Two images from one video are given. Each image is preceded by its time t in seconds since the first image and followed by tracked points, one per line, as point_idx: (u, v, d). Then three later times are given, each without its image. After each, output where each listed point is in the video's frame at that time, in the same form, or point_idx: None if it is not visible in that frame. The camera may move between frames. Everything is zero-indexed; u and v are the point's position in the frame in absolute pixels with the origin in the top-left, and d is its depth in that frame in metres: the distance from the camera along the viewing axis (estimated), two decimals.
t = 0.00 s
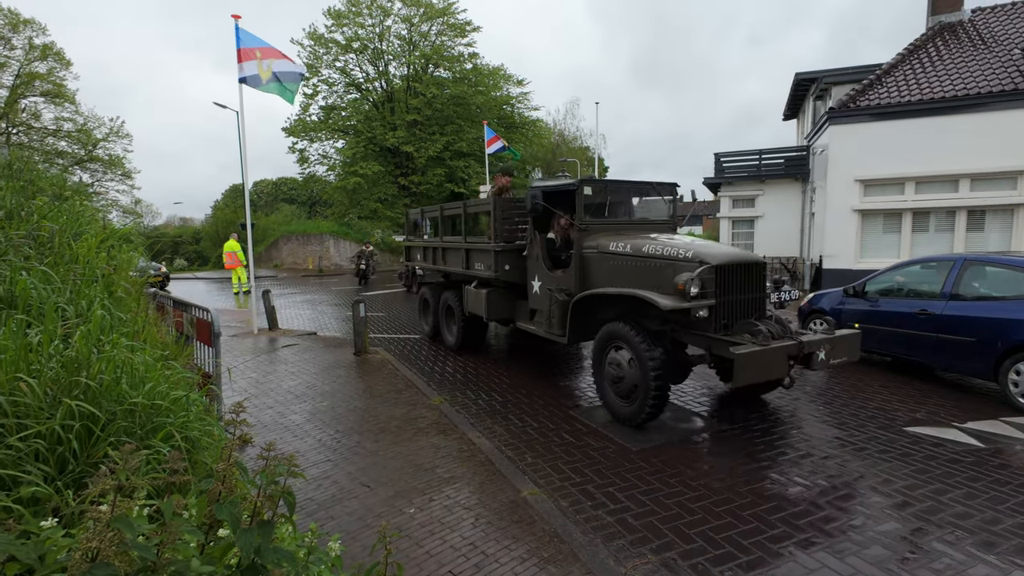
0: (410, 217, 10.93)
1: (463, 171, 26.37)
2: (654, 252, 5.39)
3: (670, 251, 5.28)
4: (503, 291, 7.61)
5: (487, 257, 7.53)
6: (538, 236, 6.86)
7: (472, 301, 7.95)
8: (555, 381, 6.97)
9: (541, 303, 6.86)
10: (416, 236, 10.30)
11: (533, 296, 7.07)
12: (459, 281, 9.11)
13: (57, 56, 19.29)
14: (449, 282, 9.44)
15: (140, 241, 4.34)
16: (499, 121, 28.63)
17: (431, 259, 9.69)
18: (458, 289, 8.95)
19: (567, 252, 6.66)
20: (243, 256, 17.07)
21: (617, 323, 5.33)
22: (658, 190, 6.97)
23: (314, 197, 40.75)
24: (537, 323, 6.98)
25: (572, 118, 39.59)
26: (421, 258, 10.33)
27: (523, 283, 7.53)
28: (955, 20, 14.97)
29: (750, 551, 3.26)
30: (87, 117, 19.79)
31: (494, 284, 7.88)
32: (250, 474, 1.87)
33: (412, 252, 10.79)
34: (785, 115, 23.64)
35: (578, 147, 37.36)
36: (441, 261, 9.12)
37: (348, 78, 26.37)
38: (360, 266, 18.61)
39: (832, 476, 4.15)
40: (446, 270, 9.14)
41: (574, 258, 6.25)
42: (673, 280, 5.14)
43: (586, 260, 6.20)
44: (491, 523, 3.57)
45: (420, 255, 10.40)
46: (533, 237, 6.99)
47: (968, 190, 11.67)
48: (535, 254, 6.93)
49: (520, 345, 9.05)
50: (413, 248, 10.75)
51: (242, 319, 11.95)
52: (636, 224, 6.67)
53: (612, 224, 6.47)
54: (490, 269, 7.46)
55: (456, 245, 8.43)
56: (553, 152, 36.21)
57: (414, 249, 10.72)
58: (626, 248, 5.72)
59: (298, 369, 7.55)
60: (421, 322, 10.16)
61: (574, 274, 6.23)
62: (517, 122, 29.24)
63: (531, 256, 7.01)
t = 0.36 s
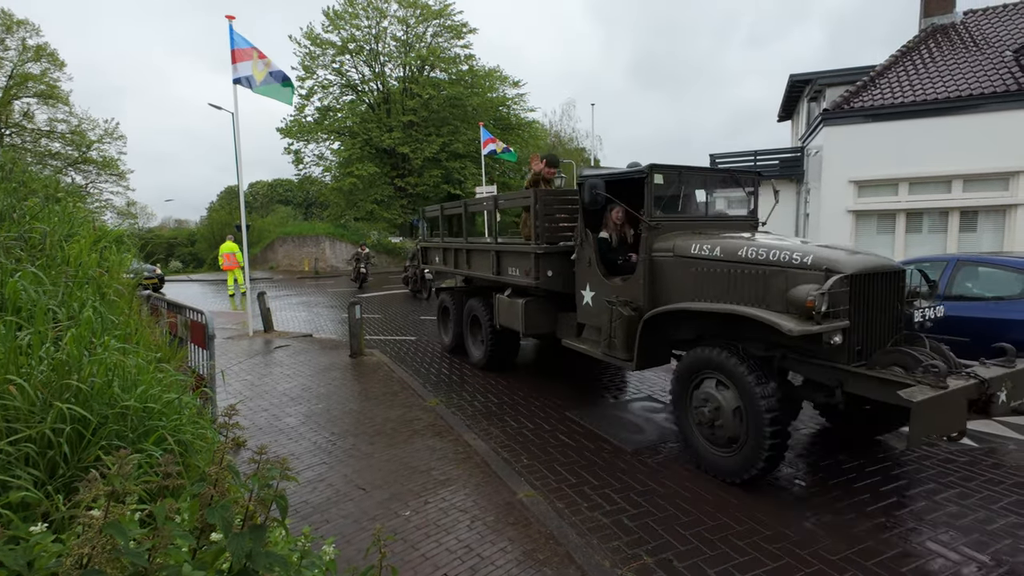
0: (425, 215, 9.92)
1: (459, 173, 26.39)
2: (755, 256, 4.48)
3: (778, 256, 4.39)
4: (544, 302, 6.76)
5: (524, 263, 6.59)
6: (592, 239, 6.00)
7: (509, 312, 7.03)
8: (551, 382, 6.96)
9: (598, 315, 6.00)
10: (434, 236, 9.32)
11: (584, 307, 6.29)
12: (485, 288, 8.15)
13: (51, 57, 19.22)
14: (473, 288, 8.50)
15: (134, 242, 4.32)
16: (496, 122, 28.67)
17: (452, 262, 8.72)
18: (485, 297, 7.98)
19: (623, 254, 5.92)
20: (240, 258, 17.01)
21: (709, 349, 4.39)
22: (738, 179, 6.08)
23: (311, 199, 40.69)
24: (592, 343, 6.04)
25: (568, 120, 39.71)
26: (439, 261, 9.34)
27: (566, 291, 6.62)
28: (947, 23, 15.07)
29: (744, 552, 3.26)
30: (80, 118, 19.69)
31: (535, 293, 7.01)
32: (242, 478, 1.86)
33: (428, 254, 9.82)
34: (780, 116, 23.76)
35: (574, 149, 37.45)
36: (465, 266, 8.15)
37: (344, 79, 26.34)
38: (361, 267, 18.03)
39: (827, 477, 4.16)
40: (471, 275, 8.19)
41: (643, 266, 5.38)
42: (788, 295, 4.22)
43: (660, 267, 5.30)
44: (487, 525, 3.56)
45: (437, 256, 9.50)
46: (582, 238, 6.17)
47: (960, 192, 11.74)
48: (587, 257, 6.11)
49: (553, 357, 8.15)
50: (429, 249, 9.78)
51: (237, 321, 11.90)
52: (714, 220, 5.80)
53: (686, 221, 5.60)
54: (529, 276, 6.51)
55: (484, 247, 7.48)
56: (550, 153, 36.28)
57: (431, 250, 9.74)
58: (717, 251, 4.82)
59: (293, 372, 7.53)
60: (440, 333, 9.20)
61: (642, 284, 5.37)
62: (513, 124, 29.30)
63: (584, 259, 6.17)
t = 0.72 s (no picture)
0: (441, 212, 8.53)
1: (450, 176, 26.40)
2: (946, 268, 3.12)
3: (982, 264, 3.01)
4: (599, 321, 5.42)
5: (578, 271, 5.25)
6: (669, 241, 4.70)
7: (559, 333, 5.66)
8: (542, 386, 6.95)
9: (681, 340, 4.64)
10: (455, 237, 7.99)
11: (657, 327, 4.93)
12: (520, 299, 6.86)
13: (36, 58, 19.00)
14: (502, 299, 7.22)
15: (119, 247, 4.27)
16: (486, 125, 28.73)
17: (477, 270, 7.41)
18: (522, 310, 6.72)
19: (709, 258, 4.78)
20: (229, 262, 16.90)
21: (871, 399, 3.25)
22: (861, 164, 4.80)
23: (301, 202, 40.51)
24: (671, 376, 4.70)
25: (558, 123, 39.91)
26: (460, 267, 8.02)
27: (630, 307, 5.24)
28: (930, 28, 15.32)
29: (734, 554, 3.27)
30: (65, 121, 19.46)
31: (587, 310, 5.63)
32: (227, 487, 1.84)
33: (445, 258, 8.52)
34: (768, 119, 24.00)
35: (565, 152, 37.58)
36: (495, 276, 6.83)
37: (333, 82, 26.25)
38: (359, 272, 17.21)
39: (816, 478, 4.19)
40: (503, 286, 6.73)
41: (755, 273, 3.96)
42: (1015, 313, 2.84)
43: (781, 276, 3.90)
44: (477, 530, 3.55)
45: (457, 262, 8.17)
46: (659, 237, 4.80)
47: (943, 195, 11.85)
48: (663, 261, 4.79)
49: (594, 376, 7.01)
50: (448, 252, 8.45)
51: (226, 326, 11.80)
52: (841, 213, 4.41)
53: (808, 213, 4.22)
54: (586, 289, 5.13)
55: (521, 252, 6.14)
56: (540, 156, 36.39)
57: (450, 253, 8.41)
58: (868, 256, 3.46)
59: (283, 377, 7.47)
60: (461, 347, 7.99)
61: (756, 299, 3.97)
62: (504, 127, 29.40)
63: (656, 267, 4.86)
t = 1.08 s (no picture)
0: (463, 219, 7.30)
1: (433, 183, 26.38)
2: None
3: None
4: (695, 355, 4.02)
5: (666, 290, 3.92)
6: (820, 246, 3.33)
7: (634, 369, 4.29)
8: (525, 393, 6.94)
9: (837, 389, 3.20)
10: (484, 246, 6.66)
11: (793, 368, 3.50)
12: (570, 317, 5.52)
13: (4, 62, 18.55)
14: (542, 320, 5.94)
15: (91, 256, 4.17)
16: (468, 132, 28.79)
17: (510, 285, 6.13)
18: (568, 332, 5.45)
19: (868, 271, 3.60)
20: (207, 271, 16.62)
21: None
22: None
23: (280, 209, 40.06)
24: (820, 439, 3.24)
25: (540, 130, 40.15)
26: (487, 281, 6.72)
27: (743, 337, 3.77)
28: (900, 40, 15.77)
29: (714, 559, 3.30)
30: (34, 127, 19.00)
31: (674, 339, 4.25)
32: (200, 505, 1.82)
33: (467, 272, 7.25)
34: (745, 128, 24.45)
35: (547, 159, 37.80)
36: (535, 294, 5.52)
37: (313, 88, 26.06)
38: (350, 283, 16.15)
39: (794, 481, 4.24)
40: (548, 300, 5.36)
41: (1006, 296, 2.48)
42: None
43: None
44: (459, 540, 3.53)
45: (483, 274, 6.91)
46: (801, 241, 3.42)
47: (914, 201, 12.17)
48: (806, 276, 3.41)
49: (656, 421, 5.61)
50: (470, 265, 7.17)
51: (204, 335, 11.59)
52: None
53: None
54: (683, 311, 3.77)
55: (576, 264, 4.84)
56: (523, 163, 36.54)
57: (472, 266, 7.13)
58: None
59: (262, 387, 7.35)
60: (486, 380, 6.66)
61: (1005, 339, 2.50)
62: (486, 134, 29.49)
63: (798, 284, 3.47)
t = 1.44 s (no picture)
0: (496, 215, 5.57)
1: (407, 191, 26.39)
2: None
3: None
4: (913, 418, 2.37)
5: (862, 315, 2.28)
6: None
7: (797, 435, 2.65)
8: (500, 401, 6.92)
9: None
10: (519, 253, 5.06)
11: None
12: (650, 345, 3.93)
13: None
14: (607, 349, 4.43)
15: (48, 270, 4.05)
16: (442, 140, 28.83)
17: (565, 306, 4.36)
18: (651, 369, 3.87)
19: None
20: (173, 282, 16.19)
21: None
22: None
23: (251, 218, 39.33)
24: None
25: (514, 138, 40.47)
26: (529, 298, 4.93)
27: None
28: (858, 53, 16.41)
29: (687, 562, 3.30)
30: None
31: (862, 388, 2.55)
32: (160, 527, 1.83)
33: (501, 287, 5.40)
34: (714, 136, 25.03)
35: (521, 167, 38.09)
36: (608, 316, 3.77)
37: (283, 96, 25.66)
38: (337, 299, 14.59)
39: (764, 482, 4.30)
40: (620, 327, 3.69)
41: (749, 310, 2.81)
42: None
43: None
44: (434, 553, 3.49)
45: (523, 289, 5.01)
46: None
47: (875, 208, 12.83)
48: None
49: (774, 491, 3.99)
50: (505, 277, 5.34)
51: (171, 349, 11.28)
52: None
53: None
54: (917, 352, 2.09)
55: (684, 277, 3.12)
56: (498, 172, 36.73)
57: (509, 277, 5.31)
58: None
59: (231, 401, 7.17)
60: (534, 432, 5.08)
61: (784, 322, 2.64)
62: (460, 142, 29.60)
63: None
